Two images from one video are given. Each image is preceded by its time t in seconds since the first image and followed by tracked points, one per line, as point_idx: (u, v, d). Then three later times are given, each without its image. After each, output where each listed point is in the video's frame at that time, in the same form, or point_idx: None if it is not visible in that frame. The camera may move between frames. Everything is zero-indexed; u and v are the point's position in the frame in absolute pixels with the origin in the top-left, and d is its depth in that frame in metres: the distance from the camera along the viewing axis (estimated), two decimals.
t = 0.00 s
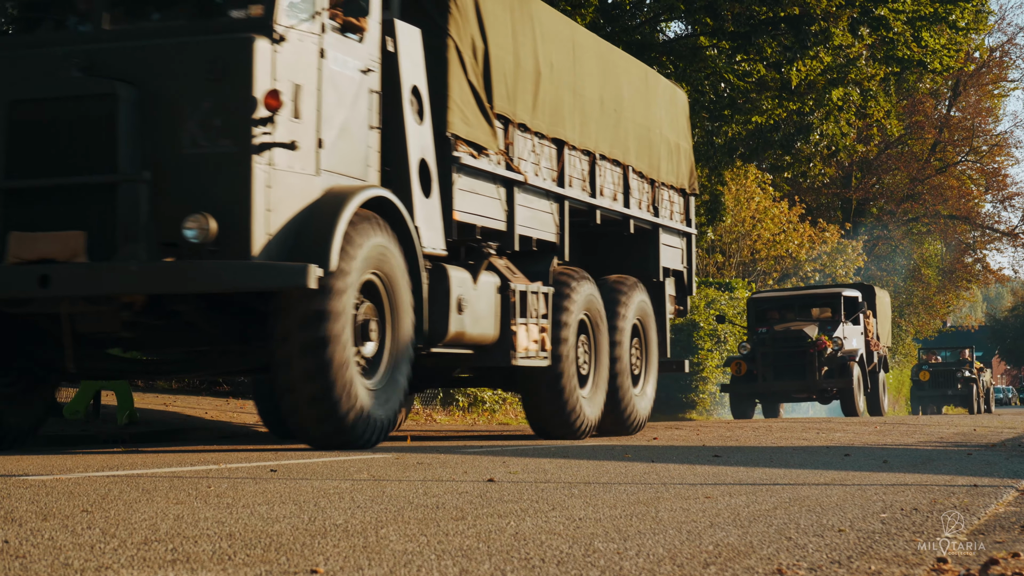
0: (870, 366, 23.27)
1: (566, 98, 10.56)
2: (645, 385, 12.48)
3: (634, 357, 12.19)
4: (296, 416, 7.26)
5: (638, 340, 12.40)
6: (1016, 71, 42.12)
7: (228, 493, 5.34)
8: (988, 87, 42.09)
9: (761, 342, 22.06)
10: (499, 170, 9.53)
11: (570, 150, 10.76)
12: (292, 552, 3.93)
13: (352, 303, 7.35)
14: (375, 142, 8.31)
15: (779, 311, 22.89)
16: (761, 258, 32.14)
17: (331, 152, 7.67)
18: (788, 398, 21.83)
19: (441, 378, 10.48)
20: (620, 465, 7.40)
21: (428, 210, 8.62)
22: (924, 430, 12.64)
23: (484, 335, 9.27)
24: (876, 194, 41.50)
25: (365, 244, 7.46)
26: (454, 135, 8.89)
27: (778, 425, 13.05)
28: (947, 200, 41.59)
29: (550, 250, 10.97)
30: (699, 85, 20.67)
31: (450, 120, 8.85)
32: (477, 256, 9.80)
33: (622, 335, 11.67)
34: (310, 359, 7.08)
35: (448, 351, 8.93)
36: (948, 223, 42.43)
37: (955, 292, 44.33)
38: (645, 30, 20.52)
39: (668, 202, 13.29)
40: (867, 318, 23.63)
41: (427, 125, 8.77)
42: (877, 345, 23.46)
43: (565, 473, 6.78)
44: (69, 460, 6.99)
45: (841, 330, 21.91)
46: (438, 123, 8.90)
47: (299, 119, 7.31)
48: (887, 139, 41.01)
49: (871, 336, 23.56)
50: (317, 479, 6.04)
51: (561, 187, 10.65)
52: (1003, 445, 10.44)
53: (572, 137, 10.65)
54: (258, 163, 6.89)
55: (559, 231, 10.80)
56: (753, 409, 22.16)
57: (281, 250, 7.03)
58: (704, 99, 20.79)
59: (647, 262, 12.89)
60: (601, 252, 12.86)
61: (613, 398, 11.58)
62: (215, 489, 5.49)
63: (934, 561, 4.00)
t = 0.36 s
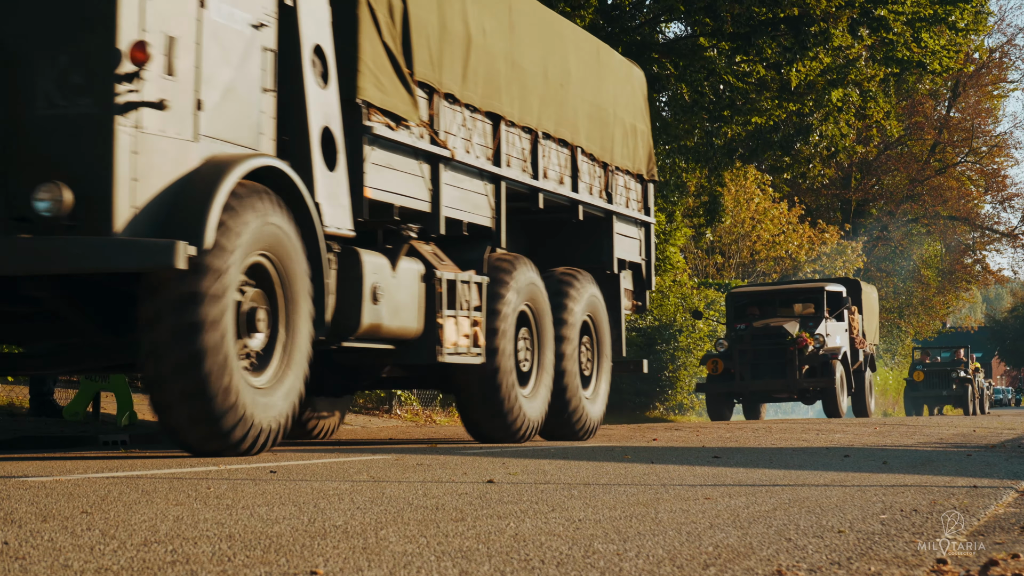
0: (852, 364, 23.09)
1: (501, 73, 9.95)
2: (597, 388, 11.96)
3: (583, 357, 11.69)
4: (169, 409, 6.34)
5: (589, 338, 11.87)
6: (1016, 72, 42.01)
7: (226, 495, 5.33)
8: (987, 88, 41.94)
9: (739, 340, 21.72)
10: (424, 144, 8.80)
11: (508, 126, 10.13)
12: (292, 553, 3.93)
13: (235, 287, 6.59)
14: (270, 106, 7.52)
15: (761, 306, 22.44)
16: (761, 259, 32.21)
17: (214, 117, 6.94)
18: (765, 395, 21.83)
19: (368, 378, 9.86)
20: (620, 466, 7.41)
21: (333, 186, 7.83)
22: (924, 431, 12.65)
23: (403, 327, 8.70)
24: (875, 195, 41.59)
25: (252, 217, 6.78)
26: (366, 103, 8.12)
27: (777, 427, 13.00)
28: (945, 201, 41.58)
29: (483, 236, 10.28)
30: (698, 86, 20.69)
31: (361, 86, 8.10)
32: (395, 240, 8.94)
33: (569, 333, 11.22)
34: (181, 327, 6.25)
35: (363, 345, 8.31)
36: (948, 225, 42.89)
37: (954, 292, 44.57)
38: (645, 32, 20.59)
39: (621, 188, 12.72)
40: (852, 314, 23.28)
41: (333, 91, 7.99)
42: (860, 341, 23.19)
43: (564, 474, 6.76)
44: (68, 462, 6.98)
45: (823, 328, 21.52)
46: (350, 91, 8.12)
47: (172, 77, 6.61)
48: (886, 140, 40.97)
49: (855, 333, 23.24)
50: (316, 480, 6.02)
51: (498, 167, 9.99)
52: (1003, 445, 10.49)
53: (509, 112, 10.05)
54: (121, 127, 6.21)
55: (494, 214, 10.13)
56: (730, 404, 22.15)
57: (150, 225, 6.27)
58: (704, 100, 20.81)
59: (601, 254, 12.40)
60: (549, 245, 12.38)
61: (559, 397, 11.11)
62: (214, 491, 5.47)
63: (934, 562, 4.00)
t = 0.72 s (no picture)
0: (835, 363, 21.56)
1: (431, 35, 9.29)
2: (540, 385, 11.24)
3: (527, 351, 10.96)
4: None
5: (533, 330, 11.15)
6: (1016, 73, 41.86)
7: (227, 496, 5.33)
8: (987, 89, 41.70)
9: (715, 338, 20.11)
10: (333, 111, 8.03)
11: (439, 96, 9.47)
12: (293, 554, 3.94)
13: (88, 267, 5.92)
14: (141, 62, 6.70)
15: (737, 301, 20.87)
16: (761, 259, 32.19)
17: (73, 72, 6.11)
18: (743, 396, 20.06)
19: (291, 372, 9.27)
20: (620, 467, 7.39)
21: (217, 154, 7.11)
22: (924, 432, 12.62)
23: (309, 316, 8.07)
24: (876, 196, 41.59)
25: (117, 188, 6.11)
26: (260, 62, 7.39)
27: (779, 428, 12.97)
28: (945, 203, 41.59)
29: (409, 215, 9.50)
30: (698, 87, 20.69)
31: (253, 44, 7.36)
32: (299, 218, 8.27)
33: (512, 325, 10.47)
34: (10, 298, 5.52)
35: (258, 335, 7.70)
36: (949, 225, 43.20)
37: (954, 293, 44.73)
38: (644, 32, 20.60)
39: (570, 168, 12.12)
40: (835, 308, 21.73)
41: (219, 46, 7.25)
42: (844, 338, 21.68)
43: (565, 475, 6.74)
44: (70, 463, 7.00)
45: (802, 324, 19.97)
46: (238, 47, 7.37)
47: (14, 24, 5.71)
48: (886, 141, 40.90)
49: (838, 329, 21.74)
50: (317, 481, 6.02)
51: (426, 141, 9.24)
52: (1004, 445, 10.47)
53: (438, 80, 9.33)
54: None
55: (421, 190, 9.35)
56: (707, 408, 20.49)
57: None
58: (704, 100, 20.81)
59: (549, 237, 11.78)
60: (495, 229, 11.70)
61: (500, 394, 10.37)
62: (215, 492, 5.46)
63: (935, 563, 3.99)
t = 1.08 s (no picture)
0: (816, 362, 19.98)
1: None
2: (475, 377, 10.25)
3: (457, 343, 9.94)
4: None
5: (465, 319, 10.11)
6: (1017, 74, 41.78)
7: (227, 496, 5.34)
8: (988, 90, 41.65)
9: (687, 335, 18.45)
10: (216, 67, 6.81)
11: (347, 55, 8.25)
12: (293, 554, 3.94)
13: None
14: None
15: (711, 295, 19.05)
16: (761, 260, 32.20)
17: None
18: (714, 398, 18.48)
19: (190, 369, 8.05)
20: (620, 468, 7.36)
21: (59, 110, 5.85)
22: (924, 433, 12.57)
23: (186, 301, 6.80)
24: (876, 197, 41.53)
25: None
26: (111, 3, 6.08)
27: (779, 429, 13.00)
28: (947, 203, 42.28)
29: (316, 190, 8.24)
30: (698, 88, 20.60)
31: None
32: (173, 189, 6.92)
33: (437, 317, 9.44)
34: None
35: (121, 323, 6.48)
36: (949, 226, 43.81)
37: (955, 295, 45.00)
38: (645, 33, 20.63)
39: (508, 142, 10.96)
40: (817, 303, 20.04)
41: None
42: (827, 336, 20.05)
43: (565, 476, 6.77)
44: (70, 463, 7.00)
45: (779, 320, 18.34)
46: None
47: None
48: (886, 142, 40.89)
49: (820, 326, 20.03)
50: (318, 482, 6.04)
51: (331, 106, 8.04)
52: (1004, 446, 10.46)
53: (348, 39, 8.16)
54: None
55: (326, 163, 8.14)
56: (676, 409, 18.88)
57: None
58: (705, 102, 20.78)
59: (488, 214, 10.65)
60: (425, 207, 10.60)
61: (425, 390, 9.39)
62: (216, 493, 5.48)
63: (935, 563, 4.00)
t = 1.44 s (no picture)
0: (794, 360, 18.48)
1: None
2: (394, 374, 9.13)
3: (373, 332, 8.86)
4: None
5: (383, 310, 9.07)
6: (1017, 73, 41.59)
7: (227, 496, 5.34)
8: (988, 90, 41.54)
9: (654, 331, 17.06)
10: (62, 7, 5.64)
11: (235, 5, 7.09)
12: (292, 554, 3.94)
13: None
14: None
15: (683, 288, 17.65)
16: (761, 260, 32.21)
17: None
18: (682, 397, 17.07)
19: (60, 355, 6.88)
20: (621, 468, 7.37)
21: None
22: (924, 434, 12.58)
23: (28, 280, 5.63)
24: (876, 197, 41.58)
25: None
26: None
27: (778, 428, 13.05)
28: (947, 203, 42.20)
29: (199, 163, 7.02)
30: (699, 87, 20.51)
31: None
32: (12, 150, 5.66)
33: (350, 297, 8.38)
34: None
35: None
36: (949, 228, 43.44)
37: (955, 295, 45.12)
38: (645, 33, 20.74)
39: (436, 115, 9.83)
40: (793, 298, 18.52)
41: None
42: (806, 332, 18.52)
43: (564, 476, 6.77)
44: (69, 463, 7.01)
45: (752, 315, 16.88)
46: None
47: None
48: (886, 142, 40.85)
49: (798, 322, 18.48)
50: (318, 482, 6.03)
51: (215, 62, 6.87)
52: (1003, 446, 10.47)
53: None
54: None
55: (211, 129, 6.94)
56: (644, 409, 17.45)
57: None
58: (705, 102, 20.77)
59: (413, 194, 9.50)
60: (344, 188, 9.38)
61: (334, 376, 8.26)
62: (216, 493, 5.48)
63: (935, 564, 4.00)
